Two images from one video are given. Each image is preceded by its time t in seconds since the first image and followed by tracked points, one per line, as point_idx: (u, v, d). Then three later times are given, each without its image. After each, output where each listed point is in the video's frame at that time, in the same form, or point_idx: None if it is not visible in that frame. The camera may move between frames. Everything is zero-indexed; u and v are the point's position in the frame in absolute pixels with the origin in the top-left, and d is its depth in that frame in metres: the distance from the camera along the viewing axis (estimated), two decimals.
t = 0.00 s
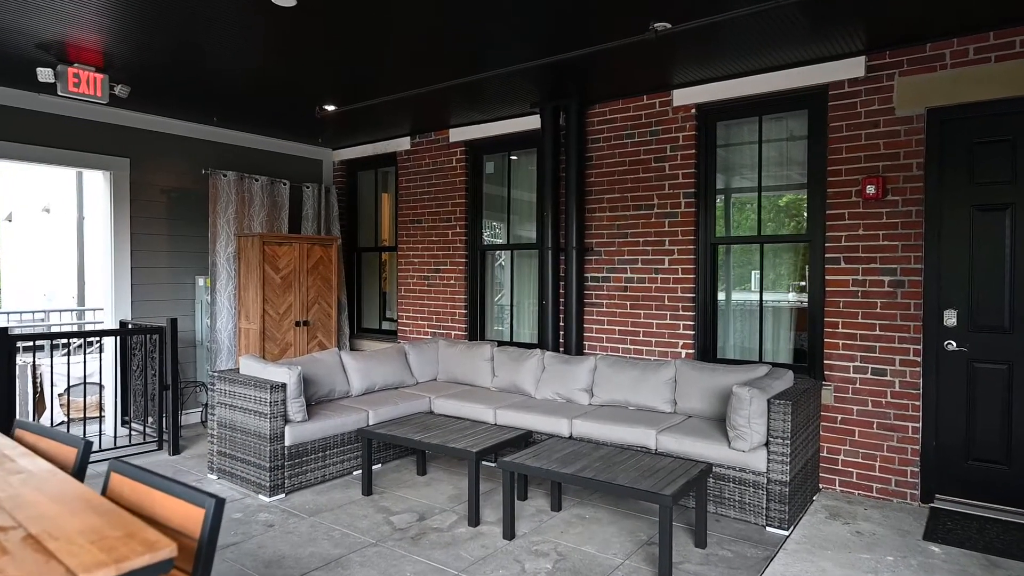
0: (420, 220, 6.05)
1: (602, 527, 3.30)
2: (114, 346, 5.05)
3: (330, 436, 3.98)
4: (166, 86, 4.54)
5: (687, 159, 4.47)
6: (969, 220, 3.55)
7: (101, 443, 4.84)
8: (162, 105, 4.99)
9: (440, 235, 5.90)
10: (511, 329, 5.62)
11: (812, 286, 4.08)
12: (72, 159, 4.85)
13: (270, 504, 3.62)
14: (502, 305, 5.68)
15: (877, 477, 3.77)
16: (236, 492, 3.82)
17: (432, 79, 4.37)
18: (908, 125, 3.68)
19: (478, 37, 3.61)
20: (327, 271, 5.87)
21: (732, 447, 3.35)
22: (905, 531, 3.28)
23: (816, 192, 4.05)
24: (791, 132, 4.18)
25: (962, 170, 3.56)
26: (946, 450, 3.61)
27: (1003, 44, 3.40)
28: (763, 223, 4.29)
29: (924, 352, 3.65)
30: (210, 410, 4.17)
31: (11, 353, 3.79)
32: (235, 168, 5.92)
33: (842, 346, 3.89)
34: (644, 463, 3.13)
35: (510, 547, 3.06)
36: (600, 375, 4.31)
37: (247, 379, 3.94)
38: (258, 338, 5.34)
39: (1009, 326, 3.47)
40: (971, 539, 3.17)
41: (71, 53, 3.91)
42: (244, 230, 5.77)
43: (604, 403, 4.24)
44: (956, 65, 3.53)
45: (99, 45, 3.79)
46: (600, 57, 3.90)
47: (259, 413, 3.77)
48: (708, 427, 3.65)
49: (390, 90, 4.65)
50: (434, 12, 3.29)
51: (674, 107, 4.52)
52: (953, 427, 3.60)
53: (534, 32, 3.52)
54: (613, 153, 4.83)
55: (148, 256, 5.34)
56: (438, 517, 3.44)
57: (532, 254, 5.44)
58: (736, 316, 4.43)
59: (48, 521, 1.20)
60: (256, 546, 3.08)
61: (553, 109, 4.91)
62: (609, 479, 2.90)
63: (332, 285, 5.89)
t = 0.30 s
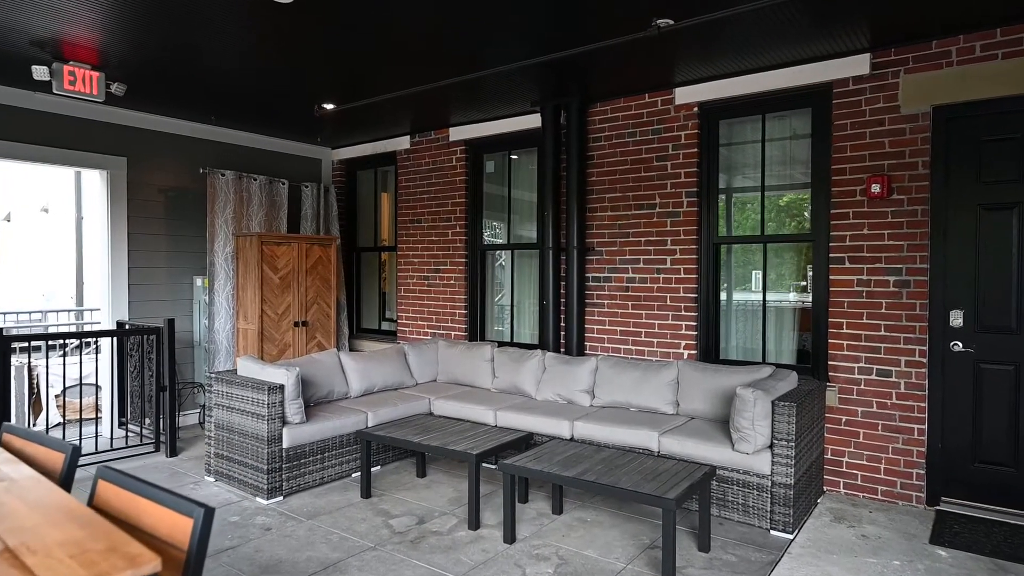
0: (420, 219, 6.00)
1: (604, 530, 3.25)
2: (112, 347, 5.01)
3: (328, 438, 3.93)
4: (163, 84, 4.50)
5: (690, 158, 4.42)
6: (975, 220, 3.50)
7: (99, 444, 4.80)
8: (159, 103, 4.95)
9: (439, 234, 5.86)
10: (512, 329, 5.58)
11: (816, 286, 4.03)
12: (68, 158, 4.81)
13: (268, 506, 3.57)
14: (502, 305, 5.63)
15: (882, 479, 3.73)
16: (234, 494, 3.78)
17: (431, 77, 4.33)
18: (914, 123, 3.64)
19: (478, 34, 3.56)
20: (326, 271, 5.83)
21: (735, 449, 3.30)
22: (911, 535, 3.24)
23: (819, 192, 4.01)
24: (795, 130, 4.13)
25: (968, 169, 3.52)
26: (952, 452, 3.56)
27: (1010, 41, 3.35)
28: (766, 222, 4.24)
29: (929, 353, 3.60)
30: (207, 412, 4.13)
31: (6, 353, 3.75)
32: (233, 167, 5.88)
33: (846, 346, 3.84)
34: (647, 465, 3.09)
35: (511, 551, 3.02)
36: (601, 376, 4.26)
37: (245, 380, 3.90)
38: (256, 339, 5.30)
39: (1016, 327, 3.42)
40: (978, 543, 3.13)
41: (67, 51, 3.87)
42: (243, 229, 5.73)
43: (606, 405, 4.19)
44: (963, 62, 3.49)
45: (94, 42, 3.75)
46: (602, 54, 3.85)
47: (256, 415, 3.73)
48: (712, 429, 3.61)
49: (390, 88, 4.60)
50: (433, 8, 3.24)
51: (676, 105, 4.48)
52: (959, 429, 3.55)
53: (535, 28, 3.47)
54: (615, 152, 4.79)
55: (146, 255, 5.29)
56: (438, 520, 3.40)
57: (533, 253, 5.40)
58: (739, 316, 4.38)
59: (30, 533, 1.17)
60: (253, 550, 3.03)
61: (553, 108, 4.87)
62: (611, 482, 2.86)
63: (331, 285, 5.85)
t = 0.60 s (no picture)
0: (419, 219, 5.96)
1: (605, 534, 3.21)
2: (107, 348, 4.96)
3: (326, 440, 3.89)
4: (159, 82, 4.45)
5: (692, 157, 4.38)
6: (981, 220, 3.46)
7: (93, 446, 4.75)
8: (156, 101, 4.90)
9: (439, 234, 5.81)
10: (511, 330, 5.53)
11: (819, 286, 3.98)
12: (63, 156, 4.76)
13: (264, 510, 3.53)
14: (502, 306, 5.59)
15: (887, 482, 3.68)
16: (230, 497, 3.73)
17: (430, 75, 4.28)
18: (918, 121, 3.59)
19: (478, 30, 3.51)
20: (324, 271, 5.78)
21: (738, 452, 3.26)
22: (917, 539, 3.19)
23: (822, 191, 3.96)
24: (798, 129, 4.08)
25: (973, 168, 3.47)
26: (957, 455, 3.52)
27: (1016, 38, 3.31)
28: (769, 222, 4.20)
29: (934, 354, 3.56)
30: (203, 414, 4.08)
31: None
32: (230, 167, 5.83)
33: (850, 347, 3.80)
34: (648, 468, 3.04)
35: (511, 555, 2.97)
36: (602, 377, 4.22)
37: (241, 382, 3.85)
38: (253, 339, 5.25)
39: (1022, 329, 3.38)
40: (986, 548, 3.08)
41: (60, 47, 3.81)
42: (240, 229, 5.68)
43: (607, 406, 4.15)
44: (969, 60, 3.44)
45: (88, 39, 3.69)
46: (603, 52, 3.81)
47: (253, 417, 3.68)
48: (714, 431, 3.56)
49: (389, 86, 4.56)
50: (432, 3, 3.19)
51: (677, 104, 4.43)
52: (964, 431, 3.51)
53: (535, 25, 3.42)
54: (615, 151, 4.74)
55: (142, 255, 5.25)
56: (437, 523, 3.35)
57: (533, 253, 5.35)
58: (741, 317, 4.34)
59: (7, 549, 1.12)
60: (249, 554, 2.98)
61: (554, 106, 4.82)
62: (613, 485, 2.81)
63: (329, 286, 5.80)
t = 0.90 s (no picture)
0: (419, 219, 5.91)
1: (607, 538, 3.16)
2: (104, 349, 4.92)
3: (324, 442, 3.84)
4: (156, 80, 4.40)
5: (694, 155, 4.33)
6: (989, 219, 3.41)
7: (90, 448, 4.70)
8: (153, 100, 4.85)
9: (439, 234, 5.77)
10: (512, 330, 5.49)
11: (824, 286, 3.93)
12: (59, 155, 4.71)
13: (262, 513, 3.48)
14: (502, 306, 5.54)
15: (892, 485, 3.63)
16: (227, 500, 3.68)
17: (430, 72, 4.23)
18: (925, 119, 3.54)
19: (478, 26, 3.46)
20: (323, 271, 5.73)
21: (742, 454, 3.21)
22: (924, 543, 3.14)
23: (828, 190, 3.91)
24: (802, 127, 4.03)
25: (981, 167, 3.43)
26: (964, 457, 3.47)
27: None
28: (773, 221, 4.15)
29: (941, 355, 3.51)
30: (200, 416, 4.03)
31: None
32: (228, 166, 5.78)
33: (855, 348, 3.75)
34: (652, 471, 3.00)
35: (512, 560, 2.92)
36: (603, 378, 4.17)
37: (238, 383, 3.81)
38: (252, 340, 5.20)
39: None
40: (994, 551, 3.03)
41: (55, 45, 3.76)
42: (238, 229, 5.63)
43: (608, 408, 4.10)
44: (976, 56, 3.39)
45: (83, 36, 3.64)
46: (604, 48, 3.76)
47: (250, 419, 3.64)
48: (718, 433, 3.51)
49: (388, 84, 4.51)
50: None
51: (680, 102, 4.38)
52: (971, 433, 3.46)
53: (537, 21, 3.37)
54: (617, 149, 4.70)
55: (140, 255, 5.20)
56: (437, 527, 3.31)
57: (534, 253, 5.30)
58: (745, 317, 4.29)
59: None
60: (246, 559, 2.93)
61: (554, 104, 4.78)
62: (616, 489, 2.76)
63: (329, 286, 5.76)
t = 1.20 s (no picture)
0: (418, 218, 5.86)
1: (608, 542, 3.11)
2: (99, 350, 4.88)
3: (321, 444, 3.79)
4: (152, 77, 4.35)
5: (696, 154, 4.28)
6: (995, 218, 3.37)
7: (85, 449, 4.65)
8: (149, 97, 4.79)
9: (438, 233, 5.72)
10: (511, 330, 5.44)
11: (828, 286, 3.88)
12: (54, 153, 4.65)
13: (258, 516, 3.43)
14: (502, 306, 5.49)
15: (897, 488, 3.58)
16: (223, 503, 3.63)
17: (429, 70, 4.18)
18: (930, 117, 3.49)
19: (478, 22, 3.41)
20: (321, 270, 5.68)
21: (746, 457, 3.16)
22: (930, 547, 3.10)
23: (832, 189, 3.86)
24: (805, 126, 3.99)
25: (988, 166, 3.38)
26: (970, 459, 3.43)
27: None
28: (776, 221, 4.10)
29: (947, 357, 3.46)
30: (196, 418, 3.98)
31: None
32: (225, 165, 5.73)
33: (859, 349, 3.70)
34: (654, 475, 2.95)
35: (512, 565, 2.88)
36: (604, 379, 4.12)
37: (234, 384, 3.76)
38: (249, 341, 5.15)
39: None
40: (1001, 556, 2.99)
41: (48, 41, 3.71)
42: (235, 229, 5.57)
43: (609, 409, 4.05)
44: (983, 53, 3.34)
45: (77, 32, 3.59)
46: (605, 45, 3.71)
47: (246, 421, 3.59)
48: (720, 435, 3.47)
49: (386, 81, 4.45)
50: None
51: (682, 100, 4.33)
52: (977, 435, 3.41)
53: (537, 16, 3.32)
54: (618, 148, 4.65)
55: (136, 255, 5.15)
56: (436, 531, 3.26)
57: (534, 253, 5.25)
58: (748, 317, 4.24)
59: None
60: (241, 564, 2.88)
61: (555, 102, 4.73)
62: (617, 492, 2.72)
63: (327, 286, 5.71)
